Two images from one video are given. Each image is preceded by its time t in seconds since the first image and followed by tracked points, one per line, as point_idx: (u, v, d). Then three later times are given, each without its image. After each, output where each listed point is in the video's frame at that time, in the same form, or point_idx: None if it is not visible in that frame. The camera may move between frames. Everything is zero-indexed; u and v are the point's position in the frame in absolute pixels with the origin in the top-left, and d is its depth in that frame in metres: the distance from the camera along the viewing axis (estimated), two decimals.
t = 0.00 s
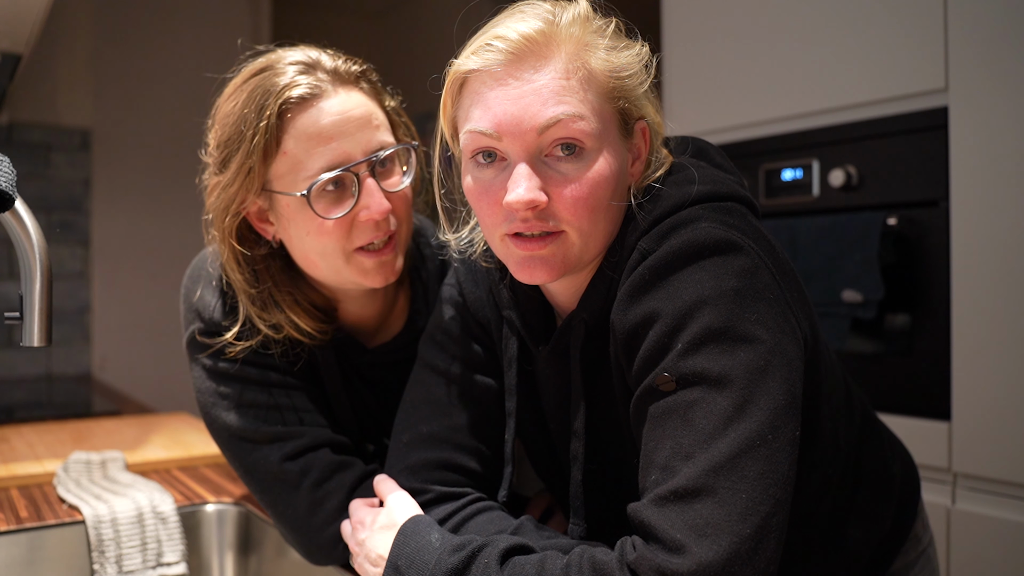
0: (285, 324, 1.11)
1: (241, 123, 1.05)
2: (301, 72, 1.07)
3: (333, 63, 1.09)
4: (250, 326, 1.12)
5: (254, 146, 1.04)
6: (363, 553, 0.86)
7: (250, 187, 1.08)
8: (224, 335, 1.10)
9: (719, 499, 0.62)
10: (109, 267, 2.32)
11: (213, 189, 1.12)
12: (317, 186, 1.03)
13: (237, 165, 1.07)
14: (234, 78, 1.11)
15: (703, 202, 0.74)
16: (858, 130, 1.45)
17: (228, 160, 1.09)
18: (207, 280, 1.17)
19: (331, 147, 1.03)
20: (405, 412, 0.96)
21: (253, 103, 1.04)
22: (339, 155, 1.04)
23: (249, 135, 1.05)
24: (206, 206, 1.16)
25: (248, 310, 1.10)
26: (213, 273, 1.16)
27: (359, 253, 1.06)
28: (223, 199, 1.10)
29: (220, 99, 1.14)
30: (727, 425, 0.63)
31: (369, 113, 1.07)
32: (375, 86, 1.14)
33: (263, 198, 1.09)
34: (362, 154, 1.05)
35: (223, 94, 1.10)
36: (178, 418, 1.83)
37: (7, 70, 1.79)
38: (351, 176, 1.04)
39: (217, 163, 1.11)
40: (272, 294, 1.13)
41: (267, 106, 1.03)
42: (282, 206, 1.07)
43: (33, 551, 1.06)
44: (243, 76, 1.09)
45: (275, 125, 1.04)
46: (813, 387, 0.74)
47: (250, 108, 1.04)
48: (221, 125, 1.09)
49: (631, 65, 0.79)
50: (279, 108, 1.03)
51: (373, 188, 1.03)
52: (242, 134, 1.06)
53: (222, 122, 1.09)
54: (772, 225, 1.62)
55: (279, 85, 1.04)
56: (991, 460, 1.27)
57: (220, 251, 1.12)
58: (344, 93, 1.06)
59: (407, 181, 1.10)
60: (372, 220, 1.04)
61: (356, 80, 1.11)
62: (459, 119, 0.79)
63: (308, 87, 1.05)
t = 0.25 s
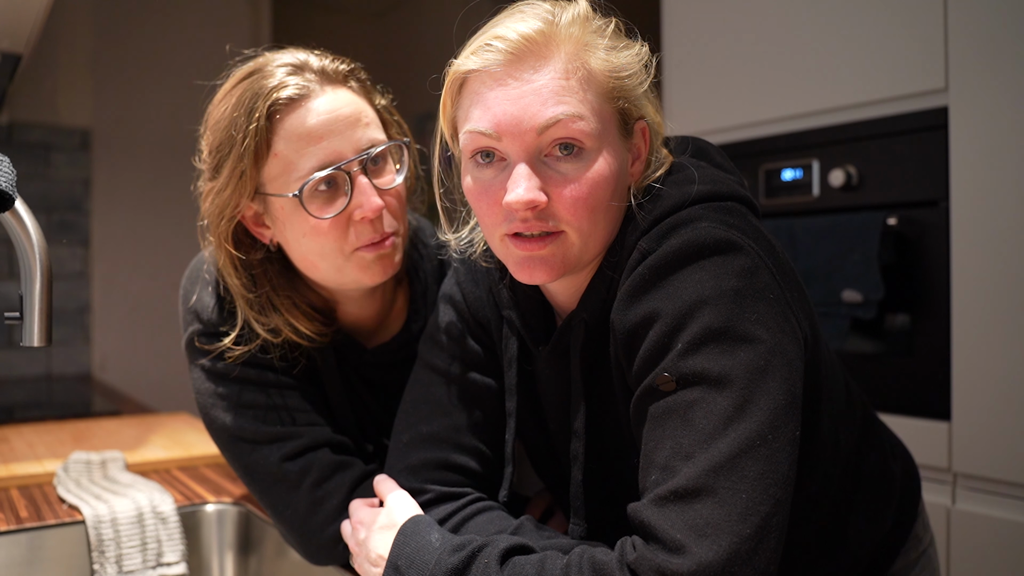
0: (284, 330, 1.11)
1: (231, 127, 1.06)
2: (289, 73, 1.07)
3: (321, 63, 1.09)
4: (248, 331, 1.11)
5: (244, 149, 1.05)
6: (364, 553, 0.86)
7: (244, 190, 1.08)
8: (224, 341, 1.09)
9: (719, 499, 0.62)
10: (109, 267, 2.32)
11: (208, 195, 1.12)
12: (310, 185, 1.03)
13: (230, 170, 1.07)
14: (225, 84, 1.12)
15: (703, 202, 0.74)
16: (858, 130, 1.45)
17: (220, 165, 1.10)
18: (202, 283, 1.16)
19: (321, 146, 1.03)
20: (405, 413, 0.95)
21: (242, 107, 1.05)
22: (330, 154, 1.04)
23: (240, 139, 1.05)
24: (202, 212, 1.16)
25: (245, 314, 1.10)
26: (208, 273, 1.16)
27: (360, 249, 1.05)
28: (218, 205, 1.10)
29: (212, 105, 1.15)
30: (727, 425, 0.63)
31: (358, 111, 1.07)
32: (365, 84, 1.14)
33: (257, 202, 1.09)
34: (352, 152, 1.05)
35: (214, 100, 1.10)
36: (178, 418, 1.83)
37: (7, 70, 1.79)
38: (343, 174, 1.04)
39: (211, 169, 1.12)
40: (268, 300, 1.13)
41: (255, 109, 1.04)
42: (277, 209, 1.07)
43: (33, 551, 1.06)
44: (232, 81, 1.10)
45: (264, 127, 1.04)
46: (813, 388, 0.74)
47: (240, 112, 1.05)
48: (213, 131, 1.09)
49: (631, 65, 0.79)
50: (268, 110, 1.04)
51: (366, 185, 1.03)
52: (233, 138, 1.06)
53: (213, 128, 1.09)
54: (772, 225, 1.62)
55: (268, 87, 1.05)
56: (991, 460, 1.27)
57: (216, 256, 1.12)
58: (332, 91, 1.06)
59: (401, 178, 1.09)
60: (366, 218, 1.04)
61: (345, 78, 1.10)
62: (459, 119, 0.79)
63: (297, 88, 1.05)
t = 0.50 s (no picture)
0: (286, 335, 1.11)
1: (225, 135, 1.05)
2: (280, 76, 1.06)
3: (310, 65, 1.09)
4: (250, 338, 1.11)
5: (240, 156, 1.05)
6: (364, 553, 0.86)
7: (242, 196, 1.07)
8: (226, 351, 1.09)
9: (719, 499, 0.62)
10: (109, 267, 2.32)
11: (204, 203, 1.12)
12: (308, 187, 1.03)
13: (226, 178, 1.07)
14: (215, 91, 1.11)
15: (702, 202, 0.74)
16: (858, 130, 1.45)
17: (216, 174, 1.09)
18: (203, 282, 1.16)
19: (317, 148, 1.04)
20: (405, 413, 0.95)
21: (235, 114, 1.04)
22: (326, 155, 1.04)
23: (234, 146, 1.05)
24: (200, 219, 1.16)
25: (248, 322, 1.10)
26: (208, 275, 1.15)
27: (362, 249, 1.05)
28: (216, 213, 1.09)
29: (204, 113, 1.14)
30: (726, 425, 0.63)
31: (351, 111, 1.07)
32: (356, 84, 1.14)
33: (256, 209, 1.09)
34: (348, 151, 1.05)
35: (207, 107, 1.10)
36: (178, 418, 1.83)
37: (8, 70, 1.79)
38: (340, 174, 1.04)
39: (206, 178, 1.12)
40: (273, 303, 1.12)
41: (248, 115, 1.03)
42: (276, 213, 1.07)
43: (33, 551, 1.06)
44: (223, 88, 1.09)
45: (258, 132, 1.04)
46: (814, 388, 0.74)
47: (233, 118, 1.04)
48: (207, 138, 1.09)
49: (630, 65, 0.79)
50: (260, 115, 1.04)
51: (364, 184, 1.03)
52: (227, 145, 1.06)
53: (206, 137, 1.09)
54: (772, 225, 1.62)
55: (259, 92, 1.04)
56: (991, 460, 1.27)
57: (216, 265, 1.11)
58: (322, 92, 1.06)
59: (397, 175, 1.09)
60: (367, 217, 1.04)
61: (335, 78, 1.10)
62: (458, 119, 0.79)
63: (289, 91, 1.04)
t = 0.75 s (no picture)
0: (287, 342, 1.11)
1: (222, 141, 1.05)
2: (277, 81, 1.07)
3: (306, 69, 1.09)
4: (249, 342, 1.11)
5: (236, 162, 1.05)
6: (364, 553, 0.86)
7: (240, 201, 1.07)
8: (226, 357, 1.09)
9: (719, 499, 0.62)
10: (108, 267, 2.32)
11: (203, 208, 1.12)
12: (305, 193, 1.03)
13: (224, 184, 1.07)
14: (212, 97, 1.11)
15: (702, 202, 0.74)
16: (858, 130, 1.45)
17: (214, 180, 1.09)
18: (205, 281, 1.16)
19: (314, 152, 1.03)
20: (405, 413, 0.95)
21: (231, 119, 1.04)
22: (323, 160, 1.03)
23: (231, 152, 1.05)
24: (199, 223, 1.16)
25: (247, 328, 1.10)
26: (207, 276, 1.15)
27: (356, 253, 1.06)
28: (214, 220, 1.09)
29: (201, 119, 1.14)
30: (726, 425, 0.63)
31: (348, 114, 1.07)
32: (352, 87, 1.14)
33: (254, 214, 1.09)
34: (345, 155, 1.05)
35: (203, 113, 1.10)
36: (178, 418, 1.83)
37: (8, 70, 1.79)
38: (338, 179, 1.04)
39: (205, 184, 1.12)
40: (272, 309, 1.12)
41: (244, 121, 1.03)
42: (274, 218, 1.07)
43: (33, 551, 1.06)
44: (219, 94, 1.09)
45: (253, 138, 1.04)
46: (814, 388, 0.74)
47: (229, 122, 1.04)
48: (204, 144, 1.09)
49: (630, 65, 0.79)
50: (256, 120, 1.04)
51: (362, 189, 1.03)
52: (224, 151, 1.06)
53: (204, 143, 1.09)
54: (772, 225, 1.62)
55: (255, 97, 1.04)
56: (991, 460, 1.27)
57: (215, 271, 1.11)
58: (318, 96, 1.06)
59: (394, 178, 1.09)
60: (365, 220, 1.04)
61: (331, 82, 1.10)
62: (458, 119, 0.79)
63: (286, 95, 1.04)
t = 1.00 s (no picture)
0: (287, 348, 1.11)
1: (223, 146, 1.05)
2: (279, 85, 1.06)
3: (308, 72, 1.08)
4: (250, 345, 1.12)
5: (238, 167, 1.04)
6: (364, 553, 0.86)
7: (241, 205, 1.07)
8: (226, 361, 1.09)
9: (719, 499, 0.62)
10: (109, 267, 2.32)
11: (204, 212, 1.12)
12: (306, 197, 1.03)
13: (225, 189, 1.07)
14: (213, 100, 1.11)
15: (702, 202, 0.74)
16: (858, 130, 1.45)
17: (215, 184, 1.09)
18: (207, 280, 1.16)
19: (315, 157, 1.03)
20: (405, 413, 0.95)
21: (232, 124, 1.04)
22: (325, 165, 1.03)
23: (232, 157, 1.04)
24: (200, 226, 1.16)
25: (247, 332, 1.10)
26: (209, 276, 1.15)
27: (355, 259, 1.06)
28: (215, 224, 1.09)
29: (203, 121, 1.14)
30: (726, 425, 0.63)
31: (349, 118, 1.06)
32: (355, 90, 1.14)
33: (255, 218, 1.09)
34: (347, 160, 1.04)
35: (204, 116, 1.09)
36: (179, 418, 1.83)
37: (8, 70, 1.79)
38: (339, 184, 1.03)
39: (206, 188, 1.11)
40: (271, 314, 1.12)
41: (246, 125, 1.03)
42: (275, 223, 1.07)
43: (33, 551, 1.06)
44: (221, 97, 1.09)
45: (255, 143, 1.03)
46: (815, 388, 0.74)
47: (230, 126, 1.04)
48: (205, 147, 1.08)
49: (630, 65, 0.79)
50: (258, 125, 1.03)
51: (364, 196, 1.03)
52: (226, 156, 1.05)
53: (205, 146, 1.08)
54: (772, 225, 1.62)
55: (257, 101, 1.04)
56: (991, 460, 1.27)
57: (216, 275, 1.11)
58: (320, 100, 1.05)
59: (396, 182, 1.09)
60: (366, 226, 1.04)
61: (333, 85, 1.09)
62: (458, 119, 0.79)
63: (288, 100, 1.04)
